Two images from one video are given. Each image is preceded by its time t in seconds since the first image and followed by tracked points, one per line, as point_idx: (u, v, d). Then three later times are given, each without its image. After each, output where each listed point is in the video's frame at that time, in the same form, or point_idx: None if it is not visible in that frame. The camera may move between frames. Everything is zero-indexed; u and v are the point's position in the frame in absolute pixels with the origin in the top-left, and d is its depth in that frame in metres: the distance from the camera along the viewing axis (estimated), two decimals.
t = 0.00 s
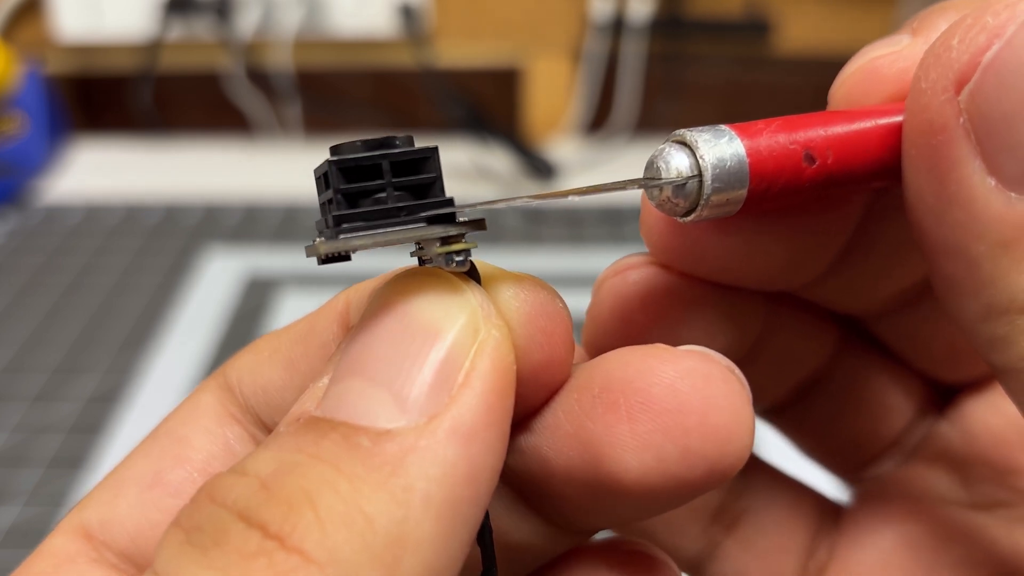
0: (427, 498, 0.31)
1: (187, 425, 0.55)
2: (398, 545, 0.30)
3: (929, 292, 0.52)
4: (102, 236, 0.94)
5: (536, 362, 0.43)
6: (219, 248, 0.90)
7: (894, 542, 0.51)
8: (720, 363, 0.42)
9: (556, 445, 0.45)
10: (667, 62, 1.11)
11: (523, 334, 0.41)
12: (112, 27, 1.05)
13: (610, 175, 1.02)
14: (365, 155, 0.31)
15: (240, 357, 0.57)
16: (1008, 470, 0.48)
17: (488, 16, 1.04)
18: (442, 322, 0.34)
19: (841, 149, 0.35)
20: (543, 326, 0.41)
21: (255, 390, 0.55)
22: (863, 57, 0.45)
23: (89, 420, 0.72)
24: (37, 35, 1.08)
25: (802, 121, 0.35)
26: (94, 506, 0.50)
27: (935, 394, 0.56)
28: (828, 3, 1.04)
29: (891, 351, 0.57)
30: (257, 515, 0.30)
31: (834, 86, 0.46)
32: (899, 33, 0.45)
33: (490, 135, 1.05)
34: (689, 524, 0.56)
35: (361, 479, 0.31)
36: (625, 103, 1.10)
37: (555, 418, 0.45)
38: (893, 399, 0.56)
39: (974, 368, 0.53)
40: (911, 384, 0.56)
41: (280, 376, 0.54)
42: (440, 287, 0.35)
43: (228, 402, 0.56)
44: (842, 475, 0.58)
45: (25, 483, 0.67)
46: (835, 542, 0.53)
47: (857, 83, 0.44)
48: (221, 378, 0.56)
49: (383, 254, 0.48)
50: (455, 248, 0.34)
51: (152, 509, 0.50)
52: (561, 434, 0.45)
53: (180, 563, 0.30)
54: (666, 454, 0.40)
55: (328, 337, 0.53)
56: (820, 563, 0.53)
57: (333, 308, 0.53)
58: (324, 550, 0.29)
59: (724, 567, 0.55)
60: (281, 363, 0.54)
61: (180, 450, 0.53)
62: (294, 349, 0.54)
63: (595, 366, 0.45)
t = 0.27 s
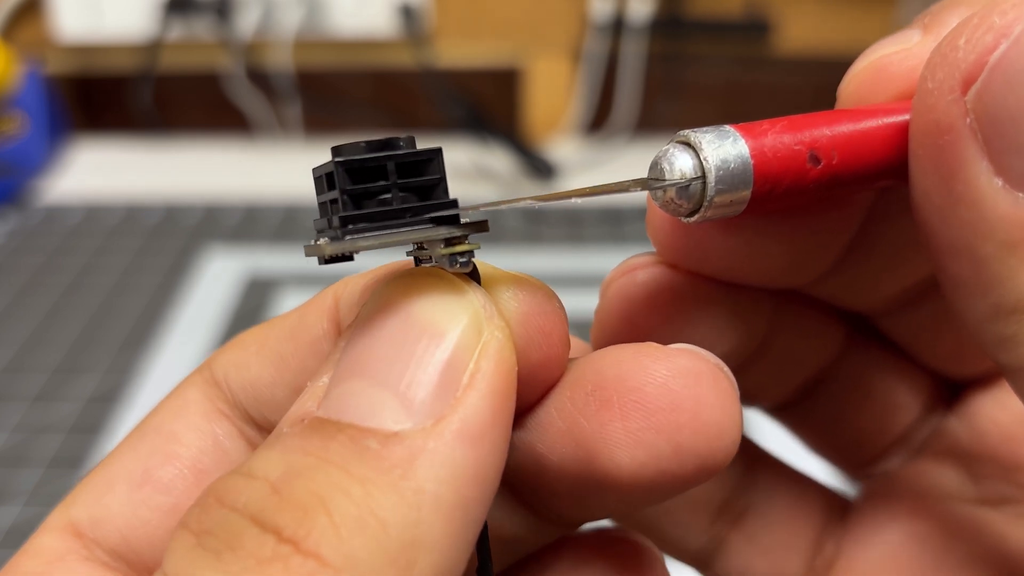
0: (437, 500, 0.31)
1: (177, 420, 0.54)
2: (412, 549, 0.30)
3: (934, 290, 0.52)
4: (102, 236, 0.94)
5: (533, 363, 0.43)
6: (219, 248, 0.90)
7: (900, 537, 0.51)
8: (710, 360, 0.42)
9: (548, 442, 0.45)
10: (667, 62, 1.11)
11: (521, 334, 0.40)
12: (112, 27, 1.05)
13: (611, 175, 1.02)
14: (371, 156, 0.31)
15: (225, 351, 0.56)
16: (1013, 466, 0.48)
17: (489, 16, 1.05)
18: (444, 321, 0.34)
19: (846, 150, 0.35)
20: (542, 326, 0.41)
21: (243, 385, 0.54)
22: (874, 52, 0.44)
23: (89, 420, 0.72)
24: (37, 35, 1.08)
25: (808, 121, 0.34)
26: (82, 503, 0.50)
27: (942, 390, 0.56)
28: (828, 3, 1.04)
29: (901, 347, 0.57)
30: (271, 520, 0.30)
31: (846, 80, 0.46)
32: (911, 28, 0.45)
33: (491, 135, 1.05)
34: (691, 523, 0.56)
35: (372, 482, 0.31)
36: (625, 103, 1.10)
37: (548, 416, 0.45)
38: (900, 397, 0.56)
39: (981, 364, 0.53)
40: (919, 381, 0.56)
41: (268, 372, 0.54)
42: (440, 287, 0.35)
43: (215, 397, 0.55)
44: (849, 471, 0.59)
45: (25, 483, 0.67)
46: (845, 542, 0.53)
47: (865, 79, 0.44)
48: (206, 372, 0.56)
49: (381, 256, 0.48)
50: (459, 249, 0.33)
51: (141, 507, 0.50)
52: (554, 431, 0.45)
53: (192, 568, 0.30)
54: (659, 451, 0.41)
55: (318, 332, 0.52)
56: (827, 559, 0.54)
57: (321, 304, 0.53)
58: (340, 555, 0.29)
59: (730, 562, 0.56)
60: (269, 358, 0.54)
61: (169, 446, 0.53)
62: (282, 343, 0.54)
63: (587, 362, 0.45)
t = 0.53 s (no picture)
0: (442, 503, 0.31)
1: (156, 414, 0.54)
2: (418, 553, 0.30)
3: (938, 290, 0.52)
4: (102, 236, 0.94)
5: (528, 362, 0.42)
6: (220, 248, 0.90)
7: (906, 537, 0.51)
8: (702, 360, 0.42)
9: (541, 439, 0.44)
10: (667, 62, 1.11)
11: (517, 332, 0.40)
12: (112, 27, 1.05)
13: (611, 175, 1.01)
14: (374, 153, 0.30)
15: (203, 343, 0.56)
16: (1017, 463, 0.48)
17: (489, 16, 1.04)
18: (441, 321, 0.34)
19: (851, 148, 0.34)
20: (539, 326, 0.41)
21: (225, 379, 0.54)
22: (880, 49, 0.44)
23: (89, 420, 0.72)
24: (37, 35, 1.07)
25: (813, 119, 0.34)
26: (61, 499, 0.50)
27: (948, 388, 0.56)
28: (828, 3, 1.04)
29: (907, 346, 0.56)
30: (277, 526, 0.30)
31: (852, 76, 0.45)
32: (918, 24, 0.45)
33: (491, 135, 1.04)
34: (692, 523, 0.56)
35: (378, 487, 0.30)
36: (625, 103, 1.10)
37: (540, 413, 0.45)
38: (906, 396, 0.55)
39: (985, 362, 0.53)
40: (925, 380, 0.56)
41: (250, 365, 0.54)
42: (437, 285, 0.35)
43: (195, 390, 0.54)
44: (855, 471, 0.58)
45: (25, 483, 0.67)
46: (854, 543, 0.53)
47: (874, 73, 0.43)
48: (185, 365, 0.55)
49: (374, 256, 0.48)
50: (460, 249, 0.33)
51: (122, 505, 0.50)
52: (547, 428, 0.44)
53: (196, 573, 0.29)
54: (651, 450, 0.41)
55: (301, 323, 0.53)
56: (832, 559, 0.54)
57: (308, 297, 0.54)
58: (347, 561, 0.29)
59: (735, 562, 0.55)
60: (249, 351, 0.54)
61: (150, 441, 0.53)
62: (267, 337, 0.54)
63: (581, 359, 0.45)
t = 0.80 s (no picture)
0: (444, 504, 0.31)
1: (144, 411, 0.54)
2: (421, 555, 0.30)
3: (939, 290, 0.52)
4: (102, 236, 0.94)
5: (523, 360, 0.42)
6: (220, 248, 0.90)
7: (908, 537, 0.51)
8: (697, 357, 0.42)
9: (535, 435, 0.44)
10: (667, 62, 1.11)
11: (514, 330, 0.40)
12: (112, 27, 1.05)
13: (610, 175, 1.01)
14: (372, 150, 0.30)
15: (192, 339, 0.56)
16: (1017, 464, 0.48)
17: (489, 15, 1.04)
18: (440, 320, 0.34)
19: (852, 150, 0.34)
20: (535, 325, 0.41)
21: (214, 375, 0.54)
22: (880, 49, 0.44)
23: (88, 420, 0.72)
24: (37, 35, 1.07)
25: (814, 120, 0.34)
26: (49, 498, 0.49)
27: (948, 388, 0.56)
28: (828, 3, 1.04)
29: (907, 346, 0.57)
30: (279, 530, 0.30)
31: (852, 77, 0.46)
32: (918, 24, 0.45)
33: (491, 135, 1.04)
34: (691, 524, 0.56)
35: (380, 489, 0.30)
36: (625, 103, 1.10)
37: (536, 411, 0.44)
38: (906, 396, 0.55)
39: (985, 364, 0.53)
40: (925, 380, 0.56)
41: (241, 362, 0.54)
42: (435, 285, 0.35)
43: (185, 387, 0.55)
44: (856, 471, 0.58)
45: (25, 483, 0.67)
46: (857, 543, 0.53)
47: (873, 76, 0.43)
48: (173, 361, 0.55)
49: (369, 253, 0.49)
50: (458, 248, 0.33)
51: (112, 504, 0.50)
52: (542, 426, 0.44)
53: None
54: (647, 448, 0.41)
55: (292, 317, 0.53)
56: (833, 560, 0.54)
57: (298, 292, 0.54)
58: (351, 563, 0.29)
59: (735, 562, 0.55)
60: (241, 348, 0.54)
61: (140, 440, 0.53)
62: (259, 334, 0.54)
63: (577, 356, 0.45)
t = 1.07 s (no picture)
0: (432, 495, 0.30)
1: (149, 412, 0.53)
2: (407, 546, 0.29)
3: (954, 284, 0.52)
4: (102, 236, 0.94)
5: (520, 357, 0.42)
6: (220, 248, 0.89)
7: (904, 534, 0.50)
8: (697, 355, 0.42)
9: (534, 434, 0.44)
10: (667, 62, 1.10)
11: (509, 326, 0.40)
12: (112, 27, 1.04)
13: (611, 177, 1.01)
14: (368, 143, 0.29)
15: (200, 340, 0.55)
16: (1017, 467, 0.48)
17: (490, 15, 1.04)
18: (432, 314, 0.33)
19: (874, 140, 0.34)
20: (530, 320, 0.41)
21: (219, 375, 0.53)
22: (892, 40, 0.44)
23: (88, 420, 0.71)
24: (37, 35, 1.07)
25: (834, 105, 0.34)
26: (52, 498, 0.49)
27: (948, 391, 0.55)
28: (828, 3, 1.03)
29: (908, 346, 0.56)
30: (265, 522, 0.29)
31: (864, 68, 0.45)
32: (930, 17, 0.44)
33: (491, 135, 1.04)
34: (691, 521, 0.55)
35: (366, 480, 0.30)
36: (625, 103, 1.09)
37: (535, 409, 0.44)
38: (907, 395, 0.55)
39: (989, 361, 0.53)
40: (926, 380, 0.55)
41: (245, 361, 0.53)
42: (430, 280, 0.34)
43: (190, 386, 0.54)
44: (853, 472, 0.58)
45: (26, 483, 0.66)
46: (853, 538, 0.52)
47: (886, 65, 0.43)
48: (179, 363, 0.55)
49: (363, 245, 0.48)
50: (454, 242, 0.32)
51: (116, 503, 0.49)
52: (541, 424, 0.44)
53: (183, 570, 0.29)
54: (648, 448, 0.40)
55: (294, 316, 0.53)
56: (829, 557, 0.53)
57: (301, 290, 0.54)
58: (335, 555, 0.28)
59: (727, 561, 0.55)
60: (246, 348, 0.54)
61: (144, 441, 0.52)
62: (261, 333, 0.53)
63: (576, 355, 0.44)
